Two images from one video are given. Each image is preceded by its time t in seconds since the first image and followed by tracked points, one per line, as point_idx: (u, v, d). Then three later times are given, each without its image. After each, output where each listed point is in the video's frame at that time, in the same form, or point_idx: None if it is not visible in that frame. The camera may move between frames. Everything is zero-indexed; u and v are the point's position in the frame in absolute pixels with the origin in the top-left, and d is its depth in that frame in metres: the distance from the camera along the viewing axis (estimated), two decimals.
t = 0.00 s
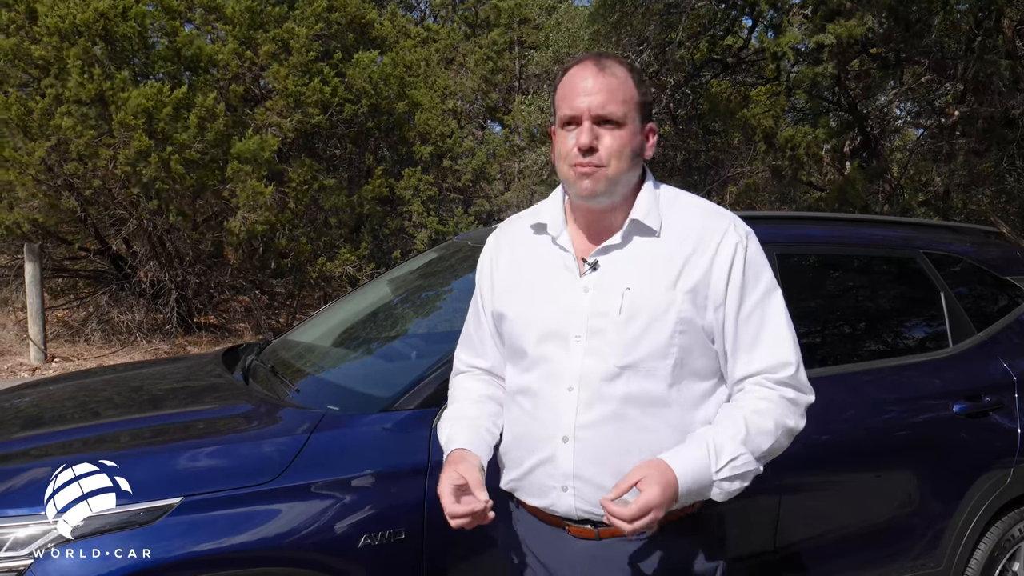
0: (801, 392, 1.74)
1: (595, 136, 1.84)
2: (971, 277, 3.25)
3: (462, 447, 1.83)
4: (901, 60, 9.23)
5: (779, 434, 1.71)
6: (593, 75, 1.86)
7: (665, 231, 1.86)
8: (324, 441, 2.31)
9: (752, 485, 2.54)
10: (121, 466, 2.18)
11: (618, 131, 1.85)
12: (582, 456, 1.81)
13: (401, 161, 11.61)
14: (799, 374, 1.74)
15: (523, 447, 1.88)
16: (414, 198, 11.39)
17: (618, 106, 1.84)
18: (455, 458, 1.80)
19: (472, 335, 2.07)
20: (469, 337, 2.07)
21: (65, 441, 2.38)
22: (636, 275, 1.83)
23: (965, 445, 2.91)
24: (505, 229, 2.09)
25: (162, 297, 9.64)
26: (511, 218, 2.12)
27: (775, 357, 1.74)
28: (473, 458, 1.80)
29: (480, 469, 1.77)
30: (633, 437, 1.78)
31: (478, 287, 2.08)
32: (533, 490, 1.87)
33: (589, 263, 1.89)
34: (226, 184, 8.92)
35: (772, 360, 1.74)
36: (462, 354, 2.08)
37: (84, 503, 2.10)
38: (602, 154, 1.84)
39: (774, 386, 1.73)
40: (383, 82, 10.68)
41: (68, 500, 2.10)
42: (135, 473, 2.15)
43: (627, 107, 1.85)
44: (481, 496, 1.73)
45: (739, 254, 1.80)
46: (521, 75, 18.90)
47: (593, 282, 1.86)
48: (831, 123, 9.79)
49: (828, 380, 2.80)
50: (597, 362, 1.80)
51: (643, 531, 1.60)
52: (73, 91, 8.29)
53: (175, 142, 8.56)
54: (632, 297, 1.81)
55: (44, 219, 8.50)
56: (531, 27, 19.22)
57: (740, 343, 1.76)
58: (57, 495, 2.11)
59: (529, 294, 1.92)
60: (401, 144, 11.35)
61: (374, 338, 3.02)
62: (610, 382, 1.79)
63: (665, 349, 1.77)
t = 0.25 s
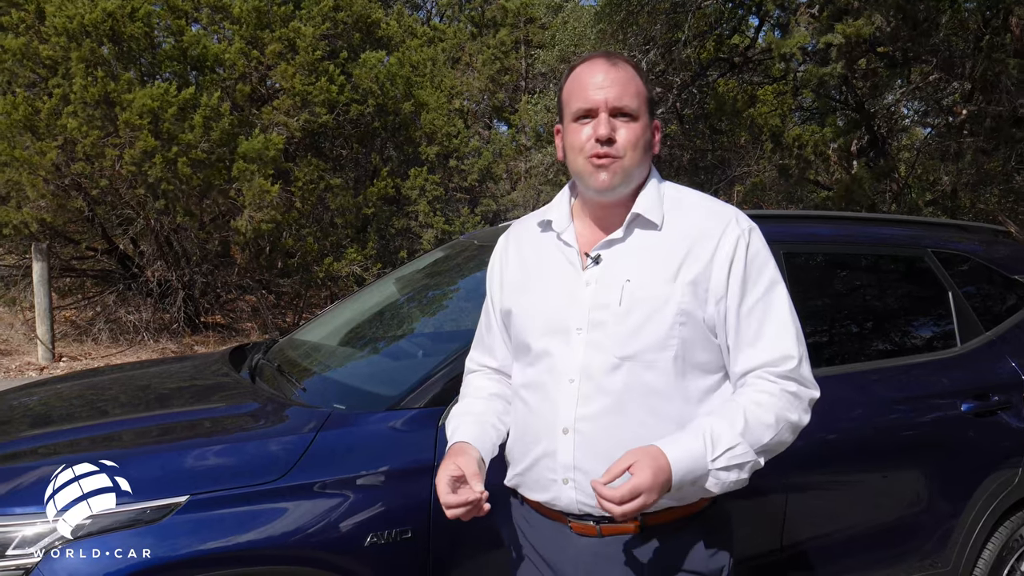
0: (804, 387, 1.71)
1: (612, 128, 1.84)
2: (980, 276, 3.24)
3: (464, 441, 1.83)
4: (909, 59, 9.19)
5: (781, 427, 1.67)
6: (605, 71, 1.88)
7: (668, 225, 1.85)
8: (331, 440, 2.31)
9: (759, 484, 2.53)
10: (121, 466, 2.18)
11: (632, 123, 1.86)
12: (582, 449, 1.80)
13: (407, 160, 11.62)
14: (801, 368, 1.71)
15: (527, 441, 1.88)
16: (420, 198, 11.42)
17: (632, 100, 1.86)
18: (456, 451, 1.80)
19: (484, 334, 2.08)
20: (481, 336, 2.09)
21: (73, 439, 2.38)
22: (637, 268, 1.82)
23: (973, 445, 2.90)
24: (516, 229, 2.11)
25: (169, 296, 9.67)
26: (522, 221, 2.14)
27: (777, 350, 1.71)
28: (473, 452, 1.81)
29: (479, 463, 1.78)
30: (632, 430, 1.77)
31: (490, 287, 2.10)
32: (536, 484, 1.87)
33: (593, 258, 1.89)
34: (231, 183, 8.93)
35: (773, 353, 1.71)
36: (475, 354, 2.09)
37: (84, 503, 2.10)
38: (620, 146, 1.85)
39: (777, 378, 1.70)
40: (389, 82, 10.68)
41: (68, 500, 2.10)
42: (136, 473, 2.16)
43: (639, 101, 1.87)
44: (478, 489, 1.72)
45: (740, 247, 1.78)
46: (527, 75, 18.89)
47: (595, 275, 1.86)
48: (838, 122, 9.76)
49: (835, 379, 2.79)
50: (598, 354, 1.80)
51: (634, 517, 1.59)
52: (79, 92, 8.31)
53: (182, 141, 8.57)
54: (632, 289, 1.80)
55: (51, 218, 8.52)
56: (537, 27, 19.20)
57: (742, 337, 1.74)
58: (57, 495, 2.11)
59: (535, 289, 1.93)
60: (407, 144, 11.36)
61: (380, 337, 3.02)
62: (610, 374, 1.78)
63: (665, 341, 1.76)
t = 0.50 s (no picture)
0: (813, 382, 1.74)
1: (625, 127, 1.85)
2: (989, 275, 3.23)
3: (474, 441, 1.83)
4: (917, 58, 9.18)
5: (796, 421, 1.69)
6: (617, 70, 1.89)
7: (678, 224, 1.87)
8: (339, 439, 2.32)
9: (767, 484, 2.53)
10: (121, 466, 2.19)
11: (644, 122, 1.87)
12: (598, 446, 1.80)
13: (414, 160, 11.62)
14: (812, 364, 1.74)
15: (539, 439, 1.87)
16: (428, 198, 11.44)
17: (644, 99, 1.87)
18: (467, 451, 1.79)
19: (483, 334, 2.06)
20: (480, 336, 2.07)
21: (81, 438, 2.39)
22: (651, 265, 1.83)
23: (982, 445, 2.89)
24: (517, 230, 2.09)
25: (177, 296, 9.70)
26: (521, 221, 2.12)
27: (789, 347, 1.73)
28: (486, 451, 1.80)
29: (492, 462, 1.77)
30: (649, 427, 1.77)
31: (490, 288, 2.08)
32: (549, 483, 1.86)
33: (604, 256, 1.89)
34: (239, 182, 8.95)
35: (786, 349, 1.74)
36: (473, 354, 2.08)
37: (84, 503, 2.10)
38: (632, 144, 1.85)
39: (789, 374, 1.72)
40: (396, 82, 10.67)
41: (67, 501, 2.10)
42: (136, 474, 2.16)
43: (651, 100, 1.88)
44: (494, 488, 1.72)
45: (751, 245, 1.81)
46: (535, 75, 18.88)
47: (608, 274, 1.86)
48: (846, 122, 9.74)
49: (842, 379, 2.78)
50: (614, 352, 1.80)
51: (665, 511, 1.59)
52: (88, 93, 8.33)
53: (189, 142, 8.60)
54: (647, 286, 1.81)
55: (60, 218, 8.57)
56: (545, 27, 19.19)
57: (755, 333, 1.75)
58: (57, 495, 2.12)
59: (544, 288, 1.92)
60: (415, 144, 11.37)
61: (388, 336, 3.03)
62: (626, 371, 1.78)
63: (680, 338, 1.77)
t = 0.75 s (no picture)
0: (822, 379, 1.81)
1: (641, 129, 1.85)
2: (1000, 275, 3.21)
3: (494, 445, 1.81)
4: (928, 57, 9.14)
5: (812, 417, 1.76)
6: (634, 71, 1.88)
7: (693, 226, 1.89)
8: (351, 439, 2.33)
9: (778, 484, 2.52)
10: (121, 466, 2.20)
11: (659, 125, 1.87)
12: (625, 448, 1.80)
13: (423, 160, 11.62)
14: (821, 362, 1.81)
15: (559, 443, 1.86)
16: (438, 198, 11.48)
17: (659, 102, 1.87)
18: (489, 457, 1.77)
19: (485, 335, 2.03)
20: (482, 339, 2.04)
21: (92, 437, 2.40)
22: (671, 268, 1.85)
23: (995, 445, 2.88)
24: (517, 230, 2.07)
25: (187, 296, 9.74)
26: (519, 221, 2.09)
27: (802, 346, 1.80)
28: (508, 455, 1.78)
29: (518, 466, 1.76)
30: (673, 427, 1.79)
31: (492, 288, 2.05)
32: (572, 486, 1.85)
33: (621, 258, 1.89)
34: (248, 182, 8.97)
35: (799, 348, 1.80)
36: (473, 356, 2.05)
37: (84, 503, 2.11)
38: (648, 146, 1.85)
39: (801, 373, 1.79)
40: (405, 82, 10.67)
41: (67, 501, 2.11)
42: (136, 474, 2.17)
43: (665, 104, 1.88)
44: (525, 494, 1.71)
45: (764, 247, 1.86)
46: (544, 75, 18.86)
47: (629, 276, 1.86)
48: (856, 122, 9.69)
49: (853, 379, 2.78)
50: (638, 354, 1.81)
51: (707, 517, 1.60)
52: (98, 93, 8.37)
53: (199, 142, 8.62)
54: (671, 289, 1.82)
55: (71, 218, 8.61)
56: (554, 27, 19.16)
57: (769, 333, 1.81)
58: (56, 495, 2.13)
59: (558, 290, 1.90)
60: (424, 144, 11.36)
61: (398, 336, 3.03)
62: (650, 373, 1.79)
63: (704, 339, 1.80)
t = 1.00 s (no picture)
0: (826, 377, 1.84)
1: (643, 137, 1.85)
2: (1010, 276, 3.20)
3: (510, 453, 1.81)
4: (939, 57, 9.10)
5: (820, 414, 1.79)
6: (636, 78, 1.88)
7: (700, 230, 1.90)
8: (359, 440, 2.34)
9: (786, 486, 2.52)
10: (121, 467, 2.22)
11: (660, 133, 1.87)
12: (640, 453, 1.81)
13: (433, 161, 11.63)
14: (825, 361, 1.83)
15: (573, 449, 1.87)
16: (447, 198, 11.44)
17: (661, 109, 1.87)
18: (507, 466, 1.77)
19: (491, 342, 2.03)
20: (488, 345, 2.03)
21: (104, 438, 2.42)
22: (681, 273, 1.85)
23: (1005, 447, 2.87)
24: (520, 235, 2.06)
25: (197, 296, 9.79)
26: (522, 226, 2.09)
27: (808, 345, 1.82)
28: (526, 463, 1.78)
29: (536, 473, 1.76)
30: (686, 431, 1.80)
31: (496, 295, 2.05)
32: (588, 491, 1.85)
33: (631, 264, 1.89)
34: (258, 183, 9.00)
35: (805, 348, 1.82)
36: (477, 362, 2.04)
37: (84, 503, 2.13)
38: (650, 154, 1.85)
39: (807, 372, 1.81)
40: (414, 83, 10.67)
41: (67, 500, 2.14)
42: (136, 475, 2.19)
43: (667, 110, 1.88)
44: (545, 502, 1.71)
45: (769, 249, 1.88)
46: (553, 75, 18.86)
47: (640, 282, 1.86)
48: (865, 121, 9.65)
49: (862, 381, 2.77)
50: (652, 360, 1.81)
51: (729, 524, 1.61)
52: (109, 95, 8.41)
53: (209, 143, 8.66)
54: (684, 295, 1.83)
55: (81, 218, 8.69)
56: (563, 27, 19.15)
57: (776, 335, 1.83)
58: (56, 495, 2.15)
59: (569, 296, 1.90)
60: (433, 144, 11.37)
61: (407, 337, 3.04)
62: (665, 379, 1.80)
63: (715, 344, 1.81)
